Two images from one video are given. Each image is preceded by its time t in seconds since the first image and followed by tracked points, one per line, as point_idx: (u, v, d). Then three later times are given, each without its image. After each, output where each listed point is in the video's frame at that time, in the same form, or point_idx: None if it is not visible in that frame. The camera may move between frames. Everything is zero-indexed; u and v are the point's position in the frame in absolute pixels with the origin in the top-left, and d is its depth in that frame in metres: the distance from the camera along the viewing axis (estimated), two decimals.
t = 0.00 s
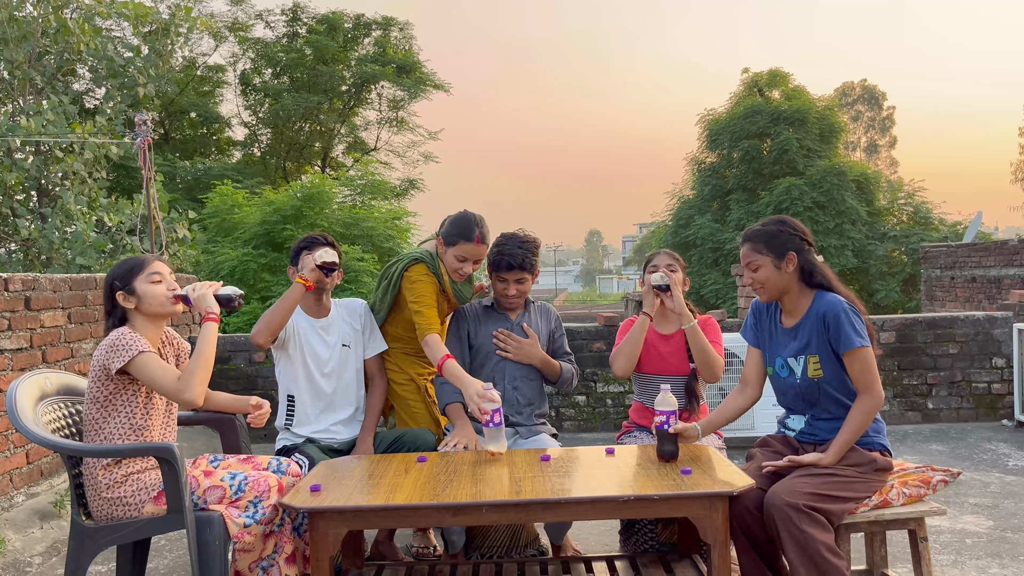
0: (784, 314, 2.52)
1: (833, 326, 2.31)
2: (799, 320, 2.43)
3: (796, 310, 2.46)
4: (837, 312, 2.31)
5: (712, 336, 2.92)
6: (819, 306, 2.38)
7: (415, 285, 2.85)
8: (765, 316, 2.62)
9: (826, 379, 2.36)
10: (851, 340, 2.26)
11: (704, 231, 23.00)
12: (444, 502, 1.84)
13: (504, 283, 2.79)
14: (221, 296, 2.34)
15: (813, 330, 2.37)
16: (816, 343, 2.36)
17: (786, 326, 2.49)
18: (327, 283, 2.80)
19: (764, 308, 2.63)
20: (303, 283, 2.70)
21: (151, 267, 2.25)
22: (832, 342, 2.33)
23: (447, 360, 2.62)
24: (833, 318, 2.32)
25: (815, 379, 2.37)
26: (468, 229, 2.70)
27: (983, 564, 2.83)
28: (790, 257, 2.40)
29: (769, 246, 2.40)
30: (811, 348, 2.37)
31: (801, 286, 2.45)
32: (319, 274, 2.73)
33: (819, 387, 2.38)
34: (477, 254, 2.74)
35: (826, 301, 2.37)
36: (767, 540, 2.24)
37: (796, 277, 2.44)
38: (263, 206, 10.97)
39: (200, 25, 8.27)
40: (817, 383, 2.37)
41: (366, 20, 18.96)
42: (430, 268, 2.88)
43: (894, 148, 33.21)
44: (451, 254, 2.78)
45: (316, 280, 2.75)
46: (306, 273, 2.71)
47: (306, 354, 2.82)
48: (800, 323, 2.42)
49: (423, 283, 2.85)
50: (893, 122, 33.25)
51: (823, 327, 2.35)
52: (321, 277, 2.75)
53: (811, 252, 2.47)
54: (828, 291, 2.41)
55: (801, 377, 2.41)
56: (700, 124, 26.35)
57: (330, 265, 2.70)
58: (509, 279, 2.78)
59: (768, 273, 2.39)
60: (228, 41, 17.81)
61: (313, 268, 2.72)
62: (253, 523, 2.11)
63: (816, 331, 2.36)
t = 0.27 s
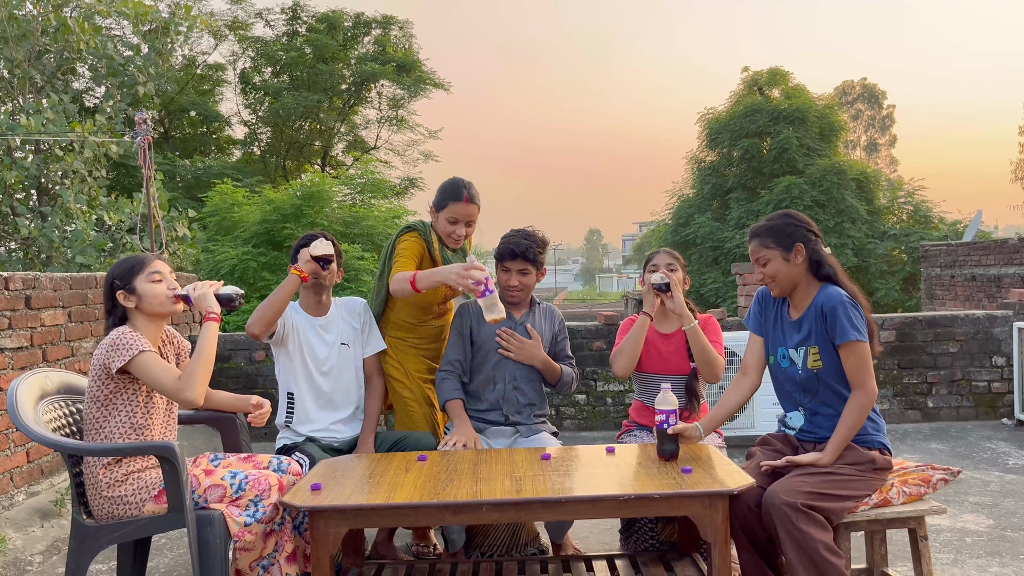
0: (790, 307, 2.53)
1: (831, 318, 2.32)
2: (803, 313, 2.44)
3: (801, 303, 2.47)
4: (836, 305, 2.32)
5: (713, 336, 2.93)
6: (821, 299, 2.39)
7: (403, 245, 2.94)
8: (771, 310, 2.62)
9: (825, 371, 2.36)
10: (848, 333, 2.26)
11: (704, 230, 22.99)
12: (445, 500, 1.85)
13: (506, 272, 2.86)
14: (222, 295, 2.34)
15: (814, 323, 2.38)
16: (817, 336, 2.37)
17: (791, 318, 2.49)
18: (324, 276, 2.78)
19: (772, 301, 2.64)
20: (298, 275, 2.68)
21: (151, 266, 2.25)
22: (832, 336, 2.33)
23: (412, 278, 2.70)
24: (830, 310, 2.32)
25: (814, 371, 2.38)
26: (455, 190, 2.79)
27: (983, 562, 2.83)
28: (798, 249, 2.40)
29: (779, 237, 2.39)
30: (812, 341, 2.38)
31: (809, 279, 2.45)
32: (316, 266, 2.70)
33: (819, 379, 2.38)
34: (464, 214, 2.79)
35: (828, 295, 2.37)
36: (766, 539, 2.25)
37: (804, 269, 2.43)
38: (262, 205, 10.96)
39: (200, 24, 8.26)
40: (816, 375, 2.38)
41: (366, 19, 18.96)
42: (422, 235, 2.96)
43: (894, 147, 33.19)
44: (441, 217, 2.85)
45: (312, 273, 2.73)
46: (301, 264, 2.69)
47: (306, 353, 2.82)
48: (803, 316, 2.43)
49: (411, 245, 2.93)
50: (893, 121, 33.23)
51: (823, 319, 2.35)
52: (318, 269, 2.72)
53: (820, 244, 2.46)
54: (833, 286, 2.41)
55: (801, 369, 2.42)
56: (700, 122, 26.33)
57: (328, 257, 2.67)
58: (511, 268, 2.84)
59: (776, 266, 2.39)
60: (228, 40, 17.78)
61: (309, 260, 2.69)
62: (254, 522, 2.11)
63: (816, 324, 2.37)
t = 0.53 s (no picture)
0: (798, 302, 2.53)
1: (840, 309, 2.33)
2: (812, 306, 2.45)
3: (811, 298, 2.47)
4: (845, 296, 2.33)
5: (714, 336, 2.93)
6: (830, 291, 2.40)
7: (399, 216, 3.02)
8: (778, 305, 2.62)
9: (830, 364, 2.36)
10: (854, 324, 2.27)
11: (705, 229, 22.99)
12: (446, 500, 1.85)
13: (505, 258, 2.88)
14: (224, 296, 2.34)
15: (822, 314, 2.39)
16: (824, 329, 2.38)
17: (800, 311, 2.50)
18: (321, 270, 2.77)
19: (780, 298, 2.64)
20: (293, 266, 2.66)
21: (153, 266, 2.25)
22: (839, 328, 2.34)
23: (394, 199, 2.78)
24: (840, 302, 2.34)
25: (820, 364, 2.38)
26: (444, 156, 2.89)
27: (983, 562, 2.83)
28: (812, 242, 2.41)
29: (794, 228, 2.41)
30: (819, 333, 2.39)
31: (821, 273, 2.45)
32: (309, 257, 2.68)
33: (824, 372, 2.37)
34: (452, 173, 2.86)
35: (838, 287, 2.38)
36: (766, 539, 2.25)
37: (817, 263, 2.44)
38: (262, 205, 10.95)
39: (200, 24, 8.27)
40: (821, 368, 2.38)
41: (366, 19, 18.96)
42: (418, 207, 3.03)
43: (894, 146, 33.20)
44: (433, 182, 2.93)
45: (306, 264, 2.71)
46: (295, 255, 2.66)
47: (305, 353, 2.82)
48: (812, 309, 2.43)
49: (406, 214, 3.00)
50: (893, 120, 33.24)
51: (831, 311, 2.36)
52: (311, 260, 2.70)
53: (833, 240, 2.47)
54: (843, 280, 2.42)
55: (807, 362, 2.42)
56: (700, 122, 26.33)
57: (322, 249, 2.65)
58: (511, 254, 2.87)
59: (789, 256, 2.40)
60: (228, 39, 17.78)
61: (302, 251, 2.67)
62: (254, 522, 2.11)
63: (824, 315, 2.38)
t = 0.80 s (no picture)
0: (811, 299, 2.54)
1: (856, 304, 2.33)
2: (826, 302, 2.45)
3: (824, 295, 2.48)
4: (861, 292, 2.34)
5: (717, 338, 2.93)
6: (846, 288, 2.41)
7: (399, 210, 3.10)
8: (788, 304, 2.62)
9: (843, 360, 2.36)
10: (872, 320, 2.27)
11: (705, 230, 22.99)
12: (447, 500, 1.85)
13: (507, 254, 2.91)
14: (226, 298, 2.35)
15: (837, 309, 2.39)
16: (838, 324, 2.38)
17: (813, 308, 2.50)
18: (317, 269, 2.78)
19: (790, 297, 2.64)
20: (287, 266, 2.66)
21: (155, 267, 2.25)
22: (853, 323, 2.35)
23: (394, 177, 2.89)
24: (856, 298, 2.34)
25: (832, 359, 2.38)
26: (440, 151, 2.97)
27: (984, 562, 2.83)
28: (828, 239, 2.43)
29: (813, 226, 2.44)
30: (833, 329, 2.39)
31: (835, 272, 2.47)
32: (304, 257, 2.69)
33: (836, 368, 2.37)
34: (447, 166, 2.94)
35: (853, 284, 2.39)
36: (768, 538, 2.25)
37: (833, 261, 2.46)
38: (263, 206, 10.95)
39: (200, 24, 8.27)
40: (834, 363, 2.37)
41: (366, 19, 18.98)
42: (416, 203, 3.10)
43: (895, 146, 33.20)
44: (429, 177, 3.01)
45: (301, 264, 2.72)
46: (289, 256, 2.66)
47: (305, 354, 2.82)
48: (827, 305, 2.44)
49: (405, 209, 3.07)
50: (893, 121, 33.24)
51: (846, 307, 2.37)
52: (307, 260, 2.71)
53: (849, 241, 2.49)
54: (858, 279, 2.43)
55: (819, 358, 2.41)
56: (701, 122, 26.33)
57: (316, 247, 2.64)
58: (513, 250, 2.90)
59: (802, 250, 2.42)
60: (228, 40, 17.78)
61: (297, 251, 2.67)
62: (254, 522, 2.11)
63: (838, 311, 2.38)
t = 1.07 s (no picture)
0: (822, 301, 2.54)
1: (868, 308, 2.33)
2: (837, 304, 2.45)
3: (835, 297, 2.48)
4: (873, 296, 2.34)
5: (719, 339, 2.93)
6: (858, 291, 2.40)
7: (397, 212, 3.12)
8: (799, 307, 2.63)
9: (850, 361, 2.36)
10: (884, 322, 2.27)
11: (706, 230, 22.99)
12: (449, 501, 1.84)
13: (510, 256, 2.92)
14: (229, 302, 2.35)
15: (848, 311, 2.39)
16: (847, 326, 2.38)
17: (823, 309, 2.50)
18: (318, 269, 2.78)
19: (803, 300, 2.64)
20: (287, 266, 2.67)
21: (158, 268, 2.25)
22: (863, 325, 2.35)
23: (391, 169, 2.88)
24: (868, 302, 2.34)
25: (839, 360, 2.38)
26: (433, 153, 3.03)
27: (986, 563, 2.83)
28: (840, 242, 2.43)
29: (827, 227, 2.43)
30: (842, 330, 2.39)
31: (845, 274, 2.47)
32: (304, 258, 2.70)
33: (843, 369, 2.37)
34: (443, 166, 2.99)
35: (865, 287, 2.39)
36: (770, 539, 2.24)
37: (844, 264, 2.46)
38: (263, 206, 10.96)
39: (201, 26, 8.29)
40: (841, 364, 2.37)
41: (367, 20, 19.00)
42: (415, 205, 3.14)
43: (896, 147, 33.19)
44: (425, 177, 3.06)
45: (301, 264, 2.73)
46: (288, 257, 2.67)
47: (306, 354, 2.82)
48: (837, 307, 2.44)
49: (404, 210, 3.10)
50: (894, 121, 33.24)
51: (858, 309, 2.36)
52: (307, 261, 2.72)
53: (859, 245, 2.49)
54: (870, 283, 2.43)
55: (826, 358, 2.41)
56: (702, 123, 26.33)
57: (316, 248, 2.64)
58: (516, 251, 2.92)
59: (818, 252, 2.42)
60: (229, 41, 17.80)
61: (296, 252, 2.68)
62: (256, 523, 2.11)
63: (849, 313, 2.38)
